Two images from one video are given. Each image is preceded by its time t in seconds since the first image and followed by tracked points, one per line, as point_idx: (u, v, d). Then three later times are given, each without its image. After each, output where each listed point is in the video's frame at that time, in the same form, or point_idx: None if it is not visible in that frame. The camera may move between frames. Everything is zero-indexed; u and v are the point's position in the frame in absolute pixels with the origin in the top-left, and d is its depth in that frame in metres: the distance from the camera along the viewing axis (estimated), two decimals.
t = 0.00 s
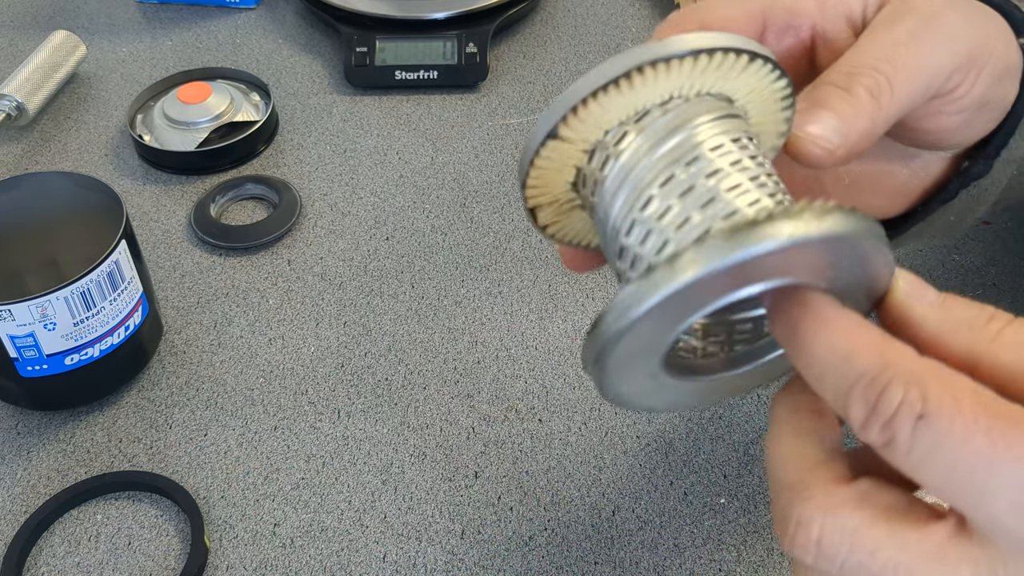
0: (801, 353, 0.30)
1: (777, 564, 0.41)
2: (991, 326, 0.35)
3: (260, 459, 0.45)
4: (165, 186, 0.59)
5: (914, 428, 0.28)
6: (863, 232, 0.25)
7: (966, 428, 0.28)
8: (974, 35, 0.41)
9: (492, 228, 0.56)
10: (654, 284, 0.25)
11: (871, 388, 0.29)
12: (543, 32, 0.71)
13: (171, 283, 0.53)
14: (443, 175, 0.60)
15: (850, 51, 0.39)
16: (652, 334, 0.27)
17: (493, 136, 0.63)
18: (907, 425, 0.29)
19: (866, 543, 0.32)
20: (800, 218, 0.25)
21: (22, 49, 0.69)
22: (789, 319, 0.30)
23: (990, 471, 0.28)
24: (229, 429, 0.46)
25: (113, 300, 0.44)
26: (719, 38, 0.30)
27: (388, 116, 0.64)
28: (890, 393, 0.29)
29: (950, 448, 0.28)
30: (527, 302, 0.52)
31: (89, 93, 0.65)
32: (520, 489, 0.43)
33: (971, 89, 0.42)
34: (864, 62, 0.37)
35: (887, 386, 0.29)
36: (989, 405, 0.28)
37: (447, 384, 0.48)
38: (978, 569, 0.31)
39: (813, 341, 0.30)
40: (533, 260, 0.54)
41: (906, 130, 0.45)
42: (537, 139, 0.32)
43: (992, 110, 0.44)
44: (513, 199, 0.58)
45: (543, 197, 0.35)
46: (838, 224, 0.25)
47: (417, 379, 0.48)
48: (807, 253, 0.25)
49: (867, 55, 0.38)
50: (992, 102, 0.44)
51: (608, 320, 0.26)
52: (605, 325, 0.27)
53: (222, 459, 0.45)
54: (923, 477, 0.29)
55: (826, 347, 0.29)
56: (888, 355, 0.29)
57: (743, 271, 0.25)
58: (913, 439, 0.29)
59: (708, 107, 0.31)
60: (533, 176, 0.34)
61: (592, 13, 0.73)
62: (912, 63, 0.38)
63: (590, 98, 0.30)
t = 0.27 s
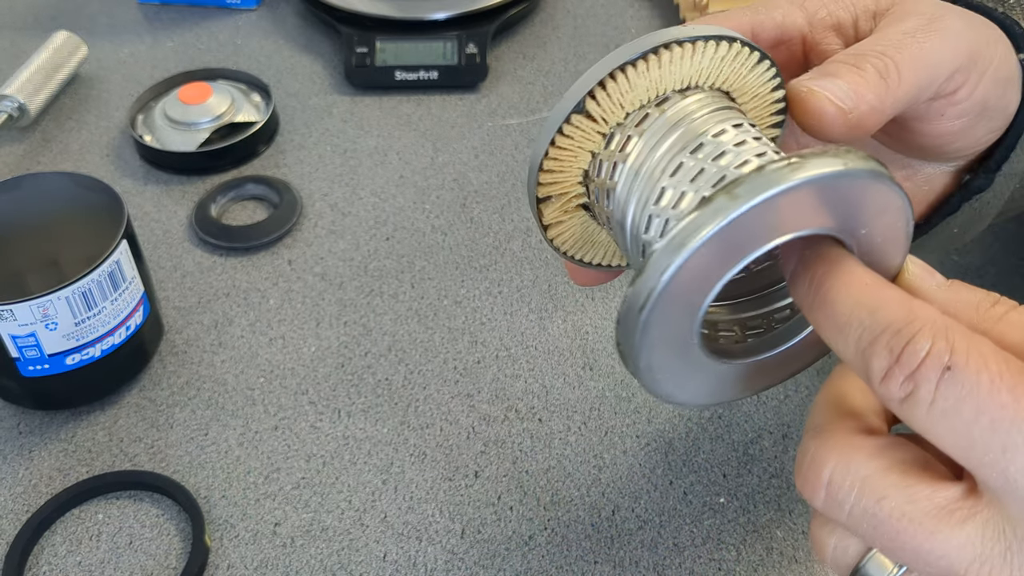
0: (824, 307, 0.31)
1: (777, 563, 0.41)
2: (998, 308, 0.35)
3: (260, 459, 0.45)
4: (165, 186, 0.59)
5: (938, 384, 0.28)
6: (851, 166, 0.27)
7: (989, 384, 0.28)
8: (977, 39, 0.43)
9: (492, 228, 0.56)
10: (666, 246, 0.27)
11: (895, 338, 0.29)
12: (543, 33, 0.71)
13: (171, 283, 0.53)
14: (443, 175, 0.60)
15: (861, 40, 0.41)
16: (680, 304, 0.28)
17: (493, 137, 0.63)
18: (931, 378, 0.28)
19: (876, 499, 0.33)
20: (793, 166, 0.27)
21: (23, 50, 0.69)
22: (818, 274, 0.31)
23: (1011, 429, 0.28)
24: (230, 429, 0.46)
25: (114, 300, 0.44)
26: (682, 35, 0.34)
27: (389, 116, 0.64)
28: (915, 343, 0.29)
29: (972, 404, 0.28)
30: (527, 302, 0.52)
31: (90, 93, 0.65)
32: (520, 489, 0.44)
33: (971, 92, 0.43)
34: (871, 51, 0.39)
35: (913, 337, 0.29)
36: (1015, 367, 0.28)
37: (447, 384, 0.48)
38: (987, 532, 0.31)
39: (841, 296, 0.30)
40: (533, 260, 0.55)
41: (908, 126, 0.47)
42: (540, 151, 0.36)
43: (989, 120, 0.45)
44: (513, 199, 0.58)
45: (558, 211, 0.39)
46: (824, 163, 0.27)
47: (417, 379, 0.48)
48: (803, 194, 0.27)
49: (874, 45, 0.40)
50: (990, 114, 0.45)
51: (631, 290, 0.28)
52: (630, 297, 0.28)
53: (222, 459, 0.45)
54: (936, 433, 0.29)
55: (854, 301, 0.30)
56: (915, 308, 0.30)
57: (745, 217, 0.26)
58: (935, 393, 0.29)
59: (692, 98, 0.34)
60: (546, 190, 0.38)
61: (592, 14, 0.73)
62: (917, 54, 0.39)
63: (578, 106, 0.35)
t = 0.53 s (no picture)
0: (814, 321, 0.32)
1: (777, 563, 0.41)
2: None
3: (260, 459, 0.45)
4: (165, 186, 0.59)
5: (913, 399, 0.31)
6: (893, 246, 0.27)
7: (961, 400, 0.30)
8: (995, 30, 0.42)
9: (492, 228, 0.56)
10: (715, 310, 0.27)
11: (875, 357, 0.31)
12: (543, 33, 0.71)
13: (171, 283, 0.53)
14: (443, 175, 0.60)
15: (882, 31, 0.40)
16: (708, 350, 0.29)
17: (493, 137, 0.63)
18: (905, 397, 0.31)
19: (871, 479, 0.34)
20: (842, 250, 0.27)
21: (23, 50, 0.69)
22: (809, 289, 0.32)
23: (983, 441, 0.30)
24: (230, 429, 0.46)
25: (114, 300, 0.44)
26: (755, 34, 0.29)
27: (389, 116, 0.64)
28: (890, 364, 0.31)
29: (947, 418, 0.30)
30: (527, 302, 0.52)
31: (90, 93, 0.65)
32: (520, 489, 0.44)
33: (992, 86, 0.43)
34: (892, 45, 0.39)
35: (888, 357, 0.31)
36: (988, 379, 0.30)
37: (447, 384, 0.48)
38: (978, 521, 0.33)
39: (833, 315, 0.31)
40: (533, 260, 0.55)
41: (924, 119, 0.46)
42: (580, 146, 0.31)
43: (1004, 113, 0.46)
44: (513, 199, 0.58)
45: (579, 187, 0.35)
46: (870, 248, 0.27)
47: (417, 379, 0.48)
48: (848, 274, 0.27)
49: (895, 38, 0.39)
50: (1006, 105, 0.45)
51: (669, 339, 0.29)
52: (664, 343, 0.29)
53: (222, 459, 0.45)
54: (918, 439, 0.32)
55: (849, 322, 0.31)
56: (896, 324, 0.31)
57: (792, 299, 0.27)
58: (911, 408, 0.31)
59: (742, 99, 0.31)
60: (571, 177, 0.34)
61: (592, 14, 0.73)
62: (939, 49, 0.39)
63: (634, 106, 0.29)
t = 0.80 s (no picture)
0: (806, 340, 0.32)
1: (778, 564, 0.41)
2: None
3: (260, 459, 0.45)
4: (165, 186, 0.59)
5: (893, 433, 0.30)
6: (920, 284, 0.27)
7: (937, 441, 0.29)
8: None
9: (492, 228, 0.56)
10: (726, 310, 0.26)
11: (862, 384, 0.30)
12: (543, 32, 0.71)
13: (171, 283, 0.53)
14: (443, 175, 0.60)
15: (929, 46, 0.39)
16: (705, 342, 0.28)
17: (493, 137, 0.63)
18: (885, 431, 0.30)
19: (860, 492, 0.33)
20: (872, 280, 0.26)
21: (22, 50, 0.69)
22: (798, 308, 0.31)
23: (958, 481, 0.29)
24: (229, 429, 0.46)
25: (113, 300, 0.44)
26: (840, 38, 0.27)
27: (388, 116, 0.64)
28: (874, 397, 0.30)
29: (920, 456, 0.29)
30: (527, 302, 0.52)
31: (89, 93, 0.65)
32: (520, 489, 0.43)
33: None
34: (938, 60, 0.37)
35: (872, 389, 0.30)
36: (969, 418, 0.29)
37: (447, 384, 0.48)
38: (961, 541, 0.32)
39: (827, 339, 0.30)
40: (533, 259, 0.54)
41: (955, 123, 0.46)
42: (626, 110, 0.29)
43: None
44: (513, 199, 0.58)
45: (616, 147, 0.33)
46: (904, 282, 0.26)
47: (417, 379, 0.48)
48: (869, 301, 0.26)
49: (942, 53, 0.38)
50: None
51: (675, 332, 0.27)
52: (671, 326, 0.28)
53: (221, 459, 0.45)
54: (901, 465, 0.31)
55: (842, 347, 0.30)
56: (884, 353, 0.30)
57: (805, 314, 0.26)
58: (892, 441, 0.30)
59: (807, 105, 0.29)
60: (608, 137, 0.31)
61: (592, 13, 0.73)
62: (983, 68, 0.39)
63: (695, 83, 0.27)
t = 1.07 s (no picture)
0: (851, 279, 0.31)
1: (778, 564, 0.41)
2: None
3: (260, 459, 0.45)
4: (165, 186, 0.59)
5: (942, 369, 0.29)
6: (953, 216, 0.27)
7: (991, 375, 0.28)
8: None
9: (492, 228, 0.56)
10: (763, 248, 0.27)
11: (911, 322, 0.30)
12: (543, 32, 0.71)
13: (171, 283, 0.53)
14: (443, 175, 0.60)
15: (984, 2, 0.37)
16: (737, 300, 0.29)
17: (493, 137, 0.63)
18: (935, 365, 0.29)
19: (891, 455, 0.32)
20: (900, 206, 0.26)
21: (22, 50, 0.69)
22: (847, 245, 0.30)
23: (1004, 423, 0.28)
24: (229, 429, 0.46)
25: (113, 300, 0.44)
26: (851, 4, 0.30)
27: (388, 116, 0.64)
28: (926, 331, 0.29)
29: (969, 391, 0.29)
30: (527, 302, 0.52)
31: (89, 93, 0.65)
32: (520, 489, 0.43)
33: None
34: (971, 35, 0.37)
35: (926, 324, 0.29)
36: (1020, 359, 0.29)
37: (447, 384, 0.48)
38: (983, 506, 0.32)
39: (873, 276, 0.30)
40: (533, 259, 0.54)
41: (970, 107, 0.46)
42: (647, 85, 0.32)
43: None
44: (513, 199, 0.58)
45: (643, 132, 0.36)
46: (936, 207, 0.27)
47: (417, 379, 0.48)
48: (901, 236, 0.27)
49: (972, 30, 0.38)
50: None
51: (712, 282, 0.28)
52: (699, 280, 0.29)
53: (221, 460, 0.45)
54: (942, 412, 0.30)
55: (894, 286, 0.29)
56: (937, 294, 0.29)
57: (844, 244, 0.26)
58: (939, 377, 0.29)
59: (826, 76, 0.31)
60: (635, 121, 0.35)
61: (592, 13, 0.73)
62: None
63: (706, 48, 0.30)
